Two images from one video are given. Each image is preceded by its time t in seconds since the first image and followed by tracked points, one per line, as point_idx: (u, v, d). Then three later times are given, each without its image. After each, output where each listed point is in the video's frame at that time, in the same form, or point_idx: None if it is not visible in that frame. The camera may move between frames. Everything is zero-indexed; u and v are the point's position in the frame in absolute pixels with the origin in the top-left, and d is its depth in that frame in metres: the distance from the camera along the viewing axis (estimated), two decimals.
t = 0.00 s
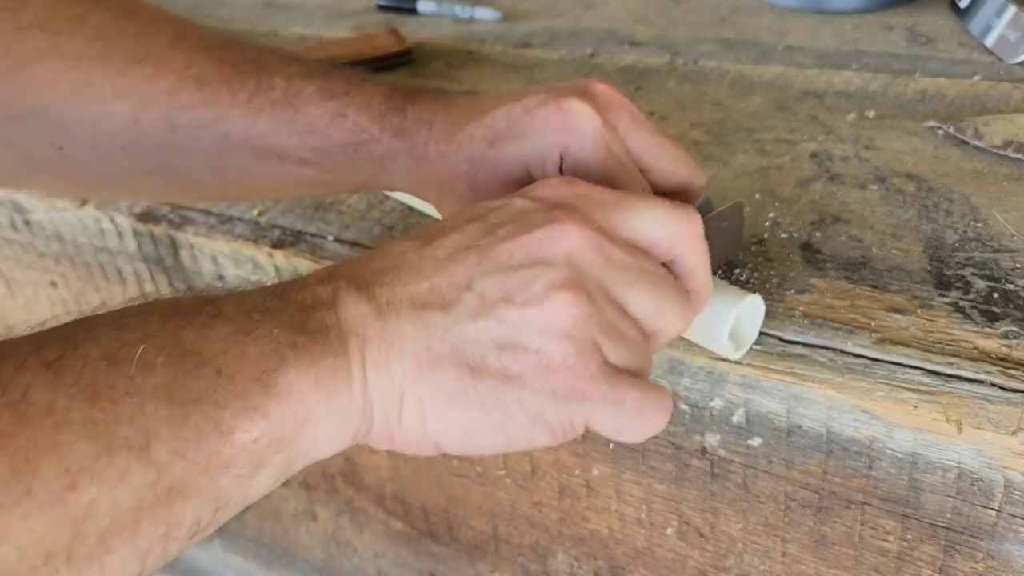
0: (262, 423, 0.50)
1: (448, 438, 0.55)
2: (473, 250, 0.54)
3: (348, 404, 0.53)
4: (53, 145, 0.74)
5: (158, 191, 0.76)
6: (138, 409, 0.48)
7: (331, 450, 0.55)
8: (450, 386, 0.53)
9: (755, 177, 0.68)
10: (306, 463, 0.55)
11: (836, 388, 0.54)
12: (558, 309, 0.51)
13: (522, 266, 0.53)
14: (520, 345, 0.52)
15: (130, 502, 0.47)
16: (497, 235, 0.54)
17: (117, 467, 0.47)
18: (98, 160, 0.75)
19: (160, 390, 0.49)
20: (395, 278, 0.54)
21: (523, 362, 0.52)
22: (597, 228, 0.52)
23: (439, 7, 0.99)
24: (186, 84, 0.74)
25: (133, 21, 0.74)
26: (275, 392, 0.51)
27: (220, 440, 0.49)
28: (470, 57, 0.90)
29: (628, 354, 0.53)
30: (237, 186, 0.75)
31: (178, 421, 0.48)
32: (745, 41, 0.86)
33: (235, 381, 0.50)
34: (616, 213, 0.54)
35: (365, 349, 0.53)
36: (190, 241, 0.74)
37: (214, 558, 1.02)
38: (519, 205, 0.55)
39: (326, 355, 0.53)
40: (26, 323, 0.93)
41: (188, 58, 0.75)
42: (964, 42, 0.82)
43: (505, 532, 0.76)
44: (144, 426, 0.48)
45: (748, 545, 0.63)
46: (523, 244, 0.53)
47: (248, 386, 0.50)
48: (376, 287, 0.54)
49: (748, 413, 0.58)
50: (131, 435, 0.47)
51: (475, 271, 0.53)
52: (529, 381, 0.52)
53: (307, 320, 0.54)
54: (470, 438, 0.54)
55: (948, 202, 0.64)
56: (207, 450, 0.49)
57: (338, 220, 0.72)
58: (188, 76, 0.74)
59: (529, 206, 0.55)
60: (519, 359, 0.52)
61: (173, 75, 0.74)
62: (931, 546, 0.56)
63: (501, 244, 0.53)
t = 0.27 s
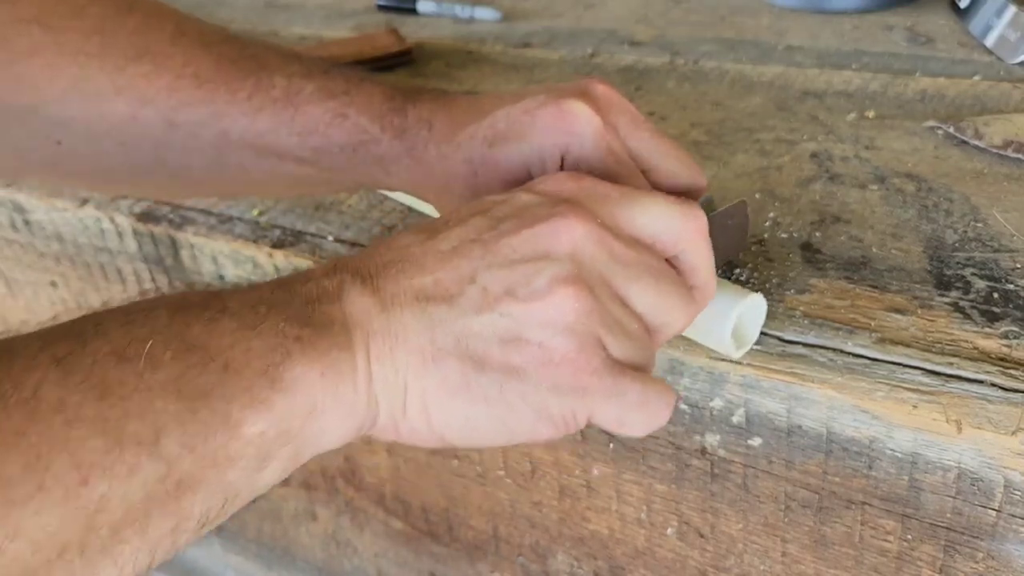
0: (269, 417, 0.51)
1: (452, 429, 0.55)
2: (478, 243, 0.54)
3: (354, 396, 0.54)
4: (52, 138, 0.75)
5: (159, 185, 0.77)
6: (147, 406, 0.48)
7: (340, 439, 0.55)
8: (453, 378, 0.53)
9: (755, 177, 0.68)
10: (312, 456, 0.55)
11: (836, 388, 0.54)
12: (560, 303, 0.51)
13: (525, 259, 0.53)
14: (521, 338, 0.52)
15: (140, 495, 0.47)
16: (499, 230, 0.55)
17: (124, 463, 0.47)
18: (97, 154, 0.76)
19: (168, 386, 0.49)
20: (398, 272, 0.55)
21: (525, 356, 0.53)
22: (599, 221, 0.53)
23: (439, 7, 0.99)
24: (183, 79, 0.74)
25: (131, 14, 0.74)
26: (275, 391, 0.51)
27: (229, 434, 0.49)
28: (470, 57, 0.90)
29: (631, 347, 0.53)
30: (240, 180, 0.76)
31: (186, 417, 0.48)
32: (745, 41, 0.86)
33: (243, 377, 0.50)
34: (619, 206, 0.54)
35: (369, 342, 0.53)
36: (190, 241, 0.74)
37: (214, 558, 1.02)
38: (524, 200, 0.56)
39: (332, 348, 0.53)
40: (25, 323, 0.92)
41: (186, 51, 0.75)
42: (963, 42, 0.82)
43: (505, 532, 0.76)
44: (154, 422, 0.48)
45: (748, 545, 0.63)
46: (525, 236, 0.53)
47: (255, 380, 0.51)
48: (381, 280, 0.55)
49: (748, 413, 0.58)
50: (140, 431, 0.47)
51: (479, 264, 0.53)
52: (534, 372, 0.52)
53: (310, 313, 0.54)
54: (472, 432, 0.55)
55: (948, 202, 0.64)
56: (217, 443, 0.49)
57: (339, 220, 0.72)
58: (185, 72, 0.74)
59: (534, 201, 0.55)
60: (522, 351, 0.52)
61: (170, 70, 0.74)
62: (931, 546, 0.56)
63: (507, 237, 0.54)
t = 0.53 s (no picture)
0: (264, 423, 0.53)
1: (448, 440, 0.55)
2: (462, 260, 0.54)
3: (345, 403, 0.54)
4: (65, 128, 0.79)
5: (162, 179, 0.79)
6: (146, 409, 0.50)
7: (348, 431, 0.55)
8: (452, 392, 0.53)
9: (755, 178, 0.68)
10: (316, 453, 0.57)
11: (836, 388, 0.54)
12: (556, 317, 0.51)
13: (499, 284, 0.53)
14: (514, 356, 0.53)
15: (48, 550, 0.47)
16: (470, 251, 0.54)
17: (124, 464, 0.49)
18: (108, 146, 0.80)
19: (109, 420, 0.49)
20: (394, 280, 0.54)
21: (514, 367, 0.53)
22: (597, 233, 0.53)
23: (439, 7, 0.99)
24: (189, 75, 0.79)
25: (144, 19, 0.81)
26: (223, 414, 0.51)
27: (222, 435, 0.51)
28: (471, 57, 0.90)
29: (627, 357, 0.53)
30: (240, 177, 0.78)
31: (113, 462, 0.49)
32: (744, 41, 0.86)
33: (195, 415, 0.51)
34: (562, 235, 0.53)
35: (366, 352, 0.53)
36: (190, 242, 0.74)
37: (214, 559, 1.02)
38: (500, 220, 0.55)
39: (322, 352, 0.53)
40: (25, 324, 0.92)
41: (193, 50, 0.81)
42: (964, 42, 0.82)
43: (505, 532, 0.76)
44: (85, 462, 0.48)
45: (748, 545, 0.63)
46: (521, 250, 0.53)
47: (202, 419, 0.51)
48: (377, 291, 0.54)
49: (748, 413, 0.58)
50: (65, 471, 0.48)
51: (473, 277, 0.53)
52: (530, 380, 0.52)
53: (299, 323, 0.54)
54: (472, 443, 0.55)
55: (948, 202, 0.64)
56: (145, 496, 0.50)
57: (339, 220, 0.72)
58: (191, 67, 0.80)
59: (481, 235, 0.55)
60: (513, 365, 0.53)
61: (176, 67, 0.79)
62: (931, 546, 0.56)
63: (498, 253, 0.54)
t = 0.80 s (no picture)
0: (261, 390, 0.57)
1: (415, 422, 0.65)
2: (444, 251, 0.61)
3: (341, 366, 0.59)
4: (69, 132, 0.82)
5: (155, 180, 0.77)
6: (143, 370, 0.53)
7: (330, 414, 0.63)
8: (426, 373, 0.61)
9: (755, 177, 0.68)
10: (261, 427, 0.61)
11: (835, 388, 0.54)
12: (518, 325, 0.60)
13: (488, 277, 0.61)
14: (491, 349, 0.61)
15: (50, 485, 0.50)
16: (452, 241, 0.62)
17: (113, 421, 0.52)
18: (106, 147, 0.80)
19: (82, 364, 0.51)
20: (386, 258, 0.61)
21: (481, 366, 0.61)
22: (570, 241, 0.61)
23: (439, 7, 0.99)
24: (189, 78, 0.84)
25: (149, 28, 0.86)
26: (207, 378, 0.54)
27: (194, 402, 0.54)
28: (471, 57, 0.90)
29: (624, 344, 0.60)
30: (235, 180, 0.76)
31: (98, 404, 0.51)
32: (744, 41, 0.86)
33: (164, 361, 0.53)
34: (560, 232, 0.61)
35: (362, 328, 0.59)
36: (190, 242, 0.73)
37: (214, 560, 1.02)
38: (485, 215, 0.63)
39: (314, 331, 0.58)
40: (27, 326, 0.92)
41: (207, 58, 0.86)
42: (964, 42, 0.82)
43: (505, 532, 0.76)
44: (65, 402, 0.50)
45: (748, 545, 0.63)
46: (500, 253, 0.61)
47: (174, 370, 0.54)
48: (381, 271, 0.60)
49: (749, 413, 0.58)
50: (48, 411, 0.50)
51: (464, 272, 0.61)
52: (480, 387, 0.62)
53: (249, 296, 0.57)
54: (421, 417, 0.64)
55: (948, 202, 0.64)
56: (131, 432, 0.52)
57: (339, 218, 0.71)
58: (191, 73, 0.84)
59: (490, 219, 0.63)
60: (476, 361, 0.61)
61: (178, 72, 0.84)
62: (930, 546, 0.56)
63: (473, 253, 0.61)
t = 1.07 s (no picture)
0: (234, 378, 0.50)
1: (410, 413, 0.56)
2: (478, 235, 0.55)
3: (323, 369, 0.53)
4: (71, 132, 0.81)
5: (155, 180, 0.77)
6: (104, 363, 0.46)
7: (303, 408, 0.55)
8: (429, 370, 0.54)
9: (755, 177, 0.68)
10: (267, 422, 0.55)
11: (835, 388, 0.54)
12: (552, 310, 0.53)
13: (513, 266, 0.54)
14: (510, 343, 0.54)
15: (35, 501, 0.45)
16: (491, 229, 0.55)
17: (88, 421, 0.45)
18: (106, 148, 0.80)
19: (76, 367, 0.45)
20: (400, 249, 0.55)
21: (507, 358, 0.54)
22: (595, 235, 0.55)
23: (439, 7, 0.99)
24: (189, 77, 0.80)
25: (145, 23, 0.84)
26: (231, 365, 0.49)
27: (187, 397, 0.48)
28: (470, 57, 0.90)
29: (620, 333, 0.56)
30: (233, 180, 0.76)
31: (98, 409, 0.45)
32: (744, 41, 0.86)
33: (169, 362, 0.48)
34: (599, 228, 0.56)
35: (356, 318, 0.53)
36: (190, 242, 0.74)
37: (213, 560, 1.02)
38: (523, 197, 0.57)
39: (306, 319, 0.52)
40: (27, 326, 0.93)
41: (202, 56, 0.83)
42: (963, 42, 0.82)
43: (505, 532, 0.76)
44: (36, 416, 0.44)
45: (748, 545, 0.63)
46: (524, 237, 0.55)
47: (180, 368, 0.48)
48: (370, 254, 0.54)
49: (748, 413, 0.58)
50: (33, 424, 0.44)
51: (475, 260, 0.54)
52: (504, 377, 0.54)
53: (287, 277, 0.53)
54: (428, 417, 0.56)
55: (948, 202, 0.64)
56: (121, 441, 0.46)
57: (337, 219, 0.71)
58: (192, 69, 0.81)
59: (532, 199, 0.57)
60: (505, 353, 0.54)
61: (178, 70, 0.81)
62: (931, 546, 0.56)
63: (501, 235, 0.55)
